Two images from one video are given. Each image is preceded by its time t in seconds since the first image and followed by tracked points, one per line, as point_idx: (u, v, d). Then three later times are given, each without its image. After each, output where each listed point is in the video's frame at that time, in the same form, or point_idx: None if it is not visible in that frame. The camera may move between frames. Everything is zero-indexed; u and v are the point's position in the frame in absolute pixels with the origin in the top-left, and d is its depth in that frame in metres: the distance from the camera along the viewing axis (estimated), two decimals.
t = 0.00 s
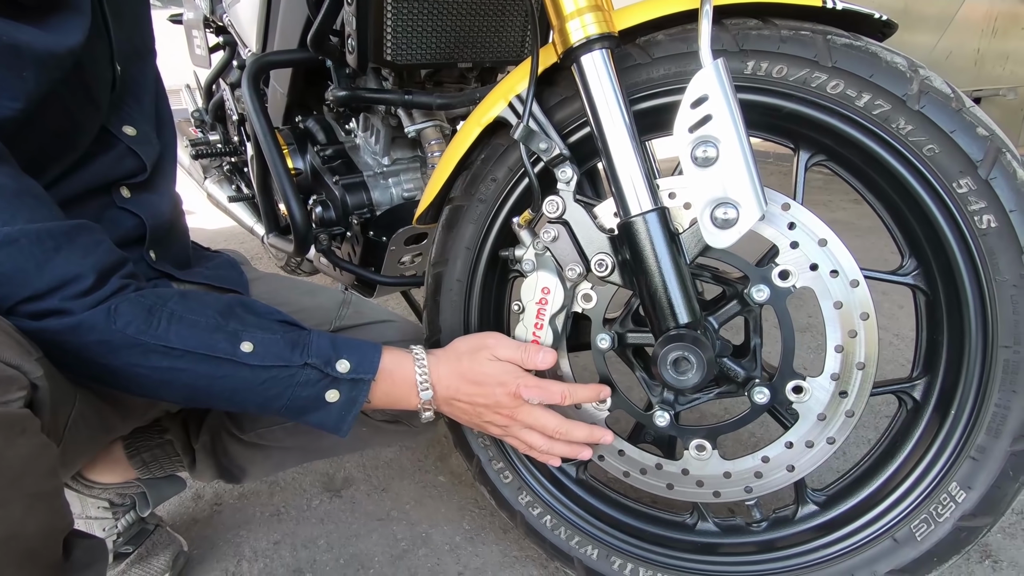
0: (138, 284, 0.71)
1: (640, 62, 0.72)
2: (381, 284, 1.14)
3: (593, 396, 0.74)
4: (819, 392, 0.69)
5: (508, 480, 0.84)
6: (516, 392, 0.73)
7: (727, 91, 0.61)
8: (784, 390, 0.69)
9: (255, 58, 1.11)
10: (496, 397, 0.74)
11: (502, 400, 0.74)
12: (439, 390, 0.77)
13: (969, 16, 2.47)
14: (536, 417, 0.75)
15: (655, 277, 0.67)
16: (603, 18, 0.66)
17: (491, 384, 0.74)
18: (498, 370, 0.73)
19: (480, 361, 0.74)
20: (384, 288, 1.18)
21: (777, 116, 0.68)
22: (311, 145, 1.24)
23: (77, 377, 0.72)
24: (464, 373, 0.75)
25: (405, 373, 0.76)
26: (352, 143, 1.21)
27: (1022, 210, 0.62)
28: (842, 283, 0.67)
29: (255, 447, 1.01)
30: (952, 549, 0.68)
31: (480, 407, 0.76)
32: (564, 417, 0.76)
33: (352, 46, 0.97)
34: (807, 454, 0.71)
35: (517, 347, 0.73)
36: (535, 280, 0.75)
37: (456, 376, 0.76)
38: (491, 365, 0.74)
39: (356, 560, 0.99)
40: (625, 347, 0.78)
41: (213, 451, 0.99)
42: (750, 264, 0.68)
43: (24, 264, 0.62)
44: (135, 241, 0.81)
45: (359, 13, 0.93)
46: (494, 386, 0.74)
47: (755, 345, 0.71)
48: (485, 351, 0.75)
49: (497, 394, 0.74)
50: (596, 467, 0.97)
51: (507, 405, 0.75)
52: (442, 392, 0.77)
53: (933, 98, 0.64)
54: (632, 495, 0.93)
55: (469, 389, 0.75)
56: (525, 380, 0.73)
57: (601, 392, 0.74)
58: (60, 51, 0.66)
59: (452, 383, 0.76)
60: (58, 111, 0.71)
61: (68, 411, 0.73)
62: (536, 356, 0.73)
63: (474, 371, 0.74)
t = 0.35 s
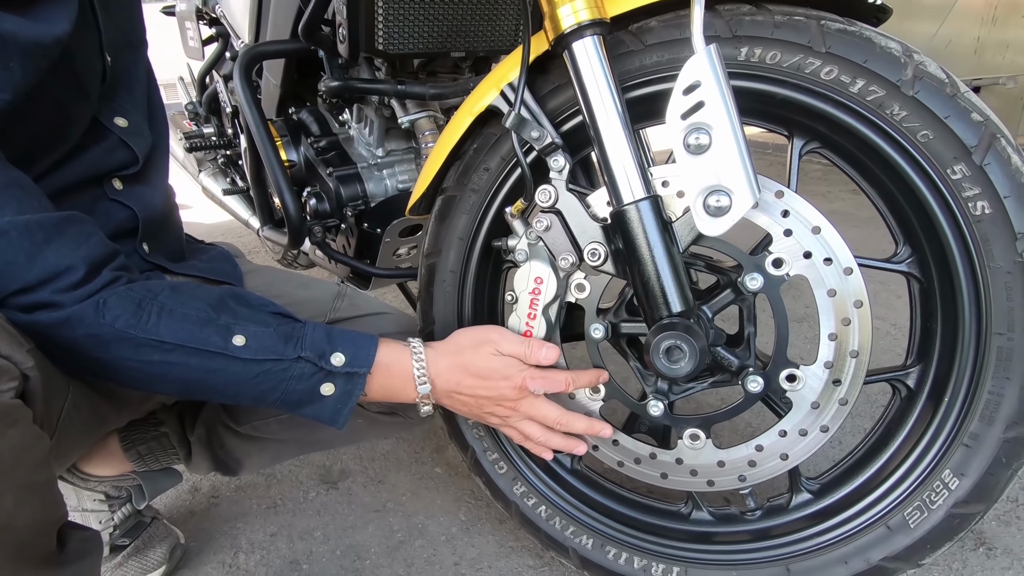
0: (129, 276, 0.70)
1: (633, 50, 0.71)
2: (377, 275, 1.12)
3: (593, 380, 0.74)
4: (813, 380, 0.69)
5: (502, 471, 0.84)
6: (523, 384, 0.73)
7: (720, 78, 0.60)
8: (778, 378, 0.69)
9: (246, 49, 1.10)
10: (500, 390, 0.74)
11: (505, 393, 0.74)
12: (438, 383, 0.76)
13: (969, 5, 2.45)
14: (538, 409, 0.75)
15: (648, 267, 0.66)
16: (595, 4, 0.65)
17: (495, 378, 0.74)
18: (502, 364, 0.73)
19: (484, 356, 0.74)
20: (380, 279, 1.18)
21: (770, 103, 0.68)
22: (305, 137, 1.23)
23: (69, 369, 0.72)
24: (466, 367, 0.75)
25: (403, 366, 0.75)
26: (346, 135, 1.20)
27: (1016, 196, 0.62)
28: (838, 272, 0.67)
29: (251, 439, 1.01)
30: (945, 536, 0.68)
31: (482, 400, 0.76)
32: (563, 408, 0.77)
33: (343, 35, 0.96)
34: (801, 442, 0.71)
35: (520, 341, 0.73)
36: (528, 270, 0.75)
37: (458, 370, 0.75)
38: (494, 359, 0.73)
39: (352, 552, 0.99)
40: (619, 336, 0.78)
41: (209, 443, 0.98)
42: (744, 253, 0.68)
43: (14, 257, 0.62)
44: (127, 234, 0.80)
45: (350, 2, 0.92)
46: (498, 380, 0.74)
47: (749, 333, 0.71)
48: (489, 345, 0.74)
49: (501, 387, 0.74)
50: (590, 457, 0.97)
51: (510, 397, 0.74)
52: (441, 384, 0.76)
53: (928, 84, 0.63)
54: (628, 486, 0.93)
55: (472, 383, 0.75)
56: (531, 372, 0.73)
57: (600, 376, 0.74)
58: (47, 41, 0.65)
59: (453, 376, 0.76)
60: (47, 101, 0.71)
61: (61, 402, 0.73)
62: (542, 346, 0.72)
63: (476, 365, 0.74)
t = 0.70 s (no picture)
0: (129, 276, 0.70)
1: (629, 48, 0.72)
2: (375, 273, 1.12)
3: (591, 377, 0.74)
4: (810, 376, 0.70)
5: (501, 468, 0.84)
6: (518, 381, 0.73)
7: (717, 76, 0.61)
8: (775, 374, 0.70)
9: (244, 47, 1.10)
10: (496, 388, 0.74)
11: (502, 391, 0.74)
12: (435, 382, 0.77)
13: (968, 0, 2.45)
14: (535, 407, 0.75)
15: (645, 264, 0.66)
16: (592, 2, 0.65)
17: (491, 375, 0.74)
18: (498, 362, 0.73)
19: (479, 353, 0.74)
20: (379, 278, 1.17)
21: (767, 101, 0.68)
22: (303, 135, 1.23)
23: (71, 367, 0.72)
24: (462, 365, 0.75)
25: (402, 365, 0.76)
26: (344, 133, 1.20)
27: (1011, 192, 0.62)
28: (834, 269, 0.67)
29: (252, 437, 1.01)
30: (941, 530, 0.68)
31: (478, 398, 0.76)
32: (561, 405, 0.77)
33: (341, 34, 0.96)
34: (798, 438, 0.72)
35: (517, 339, 0.73)
36: (526, 268, 0.75)
37: (455, 368, 0.76)
38: (491, 358, 0.74)
39: (352, 548, 1.00)
40: (616, 333, 0.78)
41: (210, 441, 0.99)
42: (740, 250, 0.68)
43: (16, 257, 0.62)
44: (127, 233, 0.81)
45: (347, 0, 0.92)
46: (494, 378, 0.74)
47: (745, 330, 0.71)
48: (484, 344, 0.74)
49: (497, 385, 0.74)
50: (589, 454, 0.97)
51: (507, 395, 0.75)
52: (439, 384, 0.76)
53: (924, 81, 0.63)
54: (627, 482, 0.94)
55: (468, 381, 0.75)
56: (527, 370, 0.73)
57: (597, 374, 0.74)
58: (47, 41, 0.65)
59: (450, 374, 0.76)
60: (47, 101, 0.71)
61: (63, 400, 0.73)
62: (536, 345, 0.72)
63: (473, 363, 0.74)
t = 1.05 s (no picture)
0: (132, 277, 0.71)
1: (627, 50, 0.72)
2: (375, 274, 1.13)
3: (590, 373, 0.75)
4: (807, 375, 0.70)
5: (501, 467, 0.85)
6: (518, 380, 0.74)
7: (713, 77, 0.61)
8: (772, 373, 0.70)
9: (246, 49, 1.11)
10: (496, 388, 0.75)
11: (502, 390, 0.75)
12: (435, 382, 0.77)
13: None
14: (535, 405, 0.76)
15: (643, 264, 0.67)
16: (590, 4, 0.66)
17: (491, 375, 0.75)
18: (498, 362, 0.74)
19: (479, 353, 0.75)
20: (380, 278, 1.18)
21: (764, 102, 0.69)
22: (304, 137, 1.24)
23: (75, 367, 0.73)
24: (462, 365, 0.76)
25: (402, 364, 0.76)
26: (345, 134, 1.21)
27: (1006, 192, 0.63)
28: (830, 268, 0.68)
29: (255, 436, 1.02)
30: (937, 527, 0.69)
31: (478, 397, 0.77)
32: (561, 404, 0.78)
33: (341, 36, 0.96)
34: (796, 437, 0.72)
35: (516, 339, 0.74)
36: (526, 268, 0.76)
37: (455, 368, 0.76)
38: (491, 358, 0.74)
39: (355, 546, 1.00)
40: (615, 332, 0.79)
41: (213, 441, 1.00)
42: (738, 250, 0.69)
43: (19, 259, 0.63)
44: (129, 234, 0.81)
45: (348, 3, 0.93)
46: (494, 377, 0.75)
47: (743, 329, 0.72)
48: (484, 343, 0.75)
49: (497, 385, 0.75)
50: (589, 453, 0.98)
51: (507, 394, 0.75)
52: (440, 384, 0.77)
53: (919, 82, 0.64)
54: (627, 481, 0.94)
55: (469, 380, 0.76)
56: (526, 369, 0.74)
57: (596, 370, 0.75)
58: (48, 47, 0.66)
59: (450, 374, 0.77)
60: (49, 105, 0.72)
61: (67, 401, 0.74)
62: (536, 343, 0.73)
63: (473, 362, 0.75)
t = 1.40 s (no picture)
0: (135, 282, 0.72)
1: (626, 56, 0.73)
2: (376, 277, 1.14)
3: (588, 376, 0.75)
4: (805, 378, 0.71)
5: (501, 470, 0.85)
6: (518, 384, 0.75)
7: (712, 84, 0.61)
8: (771, 376, 0.71)
9: (248, 53, 1.12)
10: (496, 392, 0.76)
11: (501, 394, 0.76)
12: (435, 386, 0.78)
13: None
14: (534, 409, 0.76)
15: (643, 270, 0.68)
16: (589, 11, 0.66)
17: (491, 380, 0.75)
18: (498, 366, 0.75)
19: (480, 358, 0.75)
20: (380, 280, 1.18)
21: (763, 108, 0.69)
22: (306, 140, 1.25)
23: (79, 371, 0.74)
24: (462, 370, 0.76)
25: (402, 368, 0.77)
26: (346, 138, 1.22)
27: (1003, 198, 0.63)
28: (827, 272, 0.68)
29: (257, 438, 1.02)
30: (935, 530, 0.69)
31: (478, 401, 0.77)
32: (561, 407, 0.78)
33: (343, 41, 0.97)
34: (794, 440, 0.73)
35: (516, 343, 0.74)
36: (526, 272, 0.76)
37: (455, 372, 0.77)
38: (491, 362, 0.75)
39: (356, 548, 1.01)
40: (614, 336, 0.79)
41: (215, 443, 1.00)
42: (737, 255, 0.69)
43: (24, 265, 0.64)
44: (132, 239, 0.82)
45: (350, 8, 0.93)
46: (494, 381, 0.75)
47: (742, 333, 0.72)
48: (484, 347, 0.75)
49: (498, 390, 0.76)
50: (589, 456, 0.98)
51: (506, 397, 0.76)
52: (439, 388, 0.78)
53: (916, 88, 0.64)
54: (627, 483, 0.95)
55: (469, 384, 0.76)
56: (526, 373, 0.74)
57: (595, 373, 0.76)
58: (53, 56, 0.67)
59: (450, 378, 0.77)
60: (53, 113, 0.72)
61: (71, 404, 0.74)
62: (535, 347, 0.73)
63: (473, 366, 0.75)
